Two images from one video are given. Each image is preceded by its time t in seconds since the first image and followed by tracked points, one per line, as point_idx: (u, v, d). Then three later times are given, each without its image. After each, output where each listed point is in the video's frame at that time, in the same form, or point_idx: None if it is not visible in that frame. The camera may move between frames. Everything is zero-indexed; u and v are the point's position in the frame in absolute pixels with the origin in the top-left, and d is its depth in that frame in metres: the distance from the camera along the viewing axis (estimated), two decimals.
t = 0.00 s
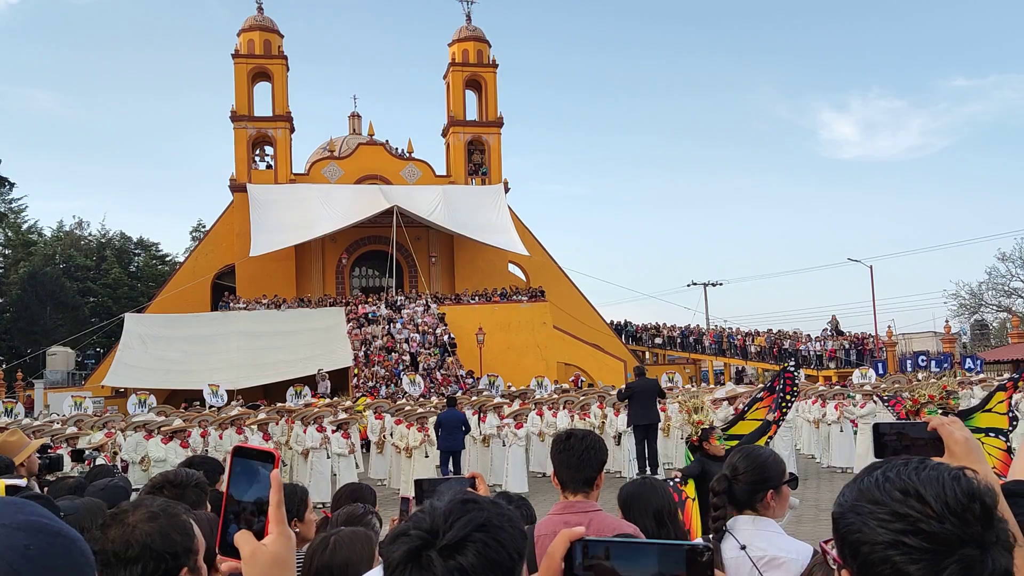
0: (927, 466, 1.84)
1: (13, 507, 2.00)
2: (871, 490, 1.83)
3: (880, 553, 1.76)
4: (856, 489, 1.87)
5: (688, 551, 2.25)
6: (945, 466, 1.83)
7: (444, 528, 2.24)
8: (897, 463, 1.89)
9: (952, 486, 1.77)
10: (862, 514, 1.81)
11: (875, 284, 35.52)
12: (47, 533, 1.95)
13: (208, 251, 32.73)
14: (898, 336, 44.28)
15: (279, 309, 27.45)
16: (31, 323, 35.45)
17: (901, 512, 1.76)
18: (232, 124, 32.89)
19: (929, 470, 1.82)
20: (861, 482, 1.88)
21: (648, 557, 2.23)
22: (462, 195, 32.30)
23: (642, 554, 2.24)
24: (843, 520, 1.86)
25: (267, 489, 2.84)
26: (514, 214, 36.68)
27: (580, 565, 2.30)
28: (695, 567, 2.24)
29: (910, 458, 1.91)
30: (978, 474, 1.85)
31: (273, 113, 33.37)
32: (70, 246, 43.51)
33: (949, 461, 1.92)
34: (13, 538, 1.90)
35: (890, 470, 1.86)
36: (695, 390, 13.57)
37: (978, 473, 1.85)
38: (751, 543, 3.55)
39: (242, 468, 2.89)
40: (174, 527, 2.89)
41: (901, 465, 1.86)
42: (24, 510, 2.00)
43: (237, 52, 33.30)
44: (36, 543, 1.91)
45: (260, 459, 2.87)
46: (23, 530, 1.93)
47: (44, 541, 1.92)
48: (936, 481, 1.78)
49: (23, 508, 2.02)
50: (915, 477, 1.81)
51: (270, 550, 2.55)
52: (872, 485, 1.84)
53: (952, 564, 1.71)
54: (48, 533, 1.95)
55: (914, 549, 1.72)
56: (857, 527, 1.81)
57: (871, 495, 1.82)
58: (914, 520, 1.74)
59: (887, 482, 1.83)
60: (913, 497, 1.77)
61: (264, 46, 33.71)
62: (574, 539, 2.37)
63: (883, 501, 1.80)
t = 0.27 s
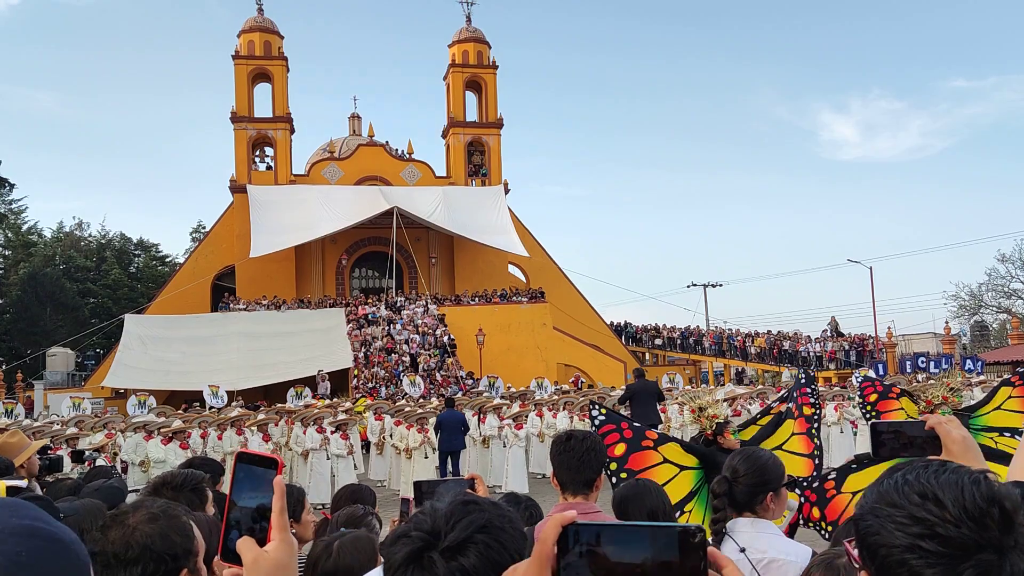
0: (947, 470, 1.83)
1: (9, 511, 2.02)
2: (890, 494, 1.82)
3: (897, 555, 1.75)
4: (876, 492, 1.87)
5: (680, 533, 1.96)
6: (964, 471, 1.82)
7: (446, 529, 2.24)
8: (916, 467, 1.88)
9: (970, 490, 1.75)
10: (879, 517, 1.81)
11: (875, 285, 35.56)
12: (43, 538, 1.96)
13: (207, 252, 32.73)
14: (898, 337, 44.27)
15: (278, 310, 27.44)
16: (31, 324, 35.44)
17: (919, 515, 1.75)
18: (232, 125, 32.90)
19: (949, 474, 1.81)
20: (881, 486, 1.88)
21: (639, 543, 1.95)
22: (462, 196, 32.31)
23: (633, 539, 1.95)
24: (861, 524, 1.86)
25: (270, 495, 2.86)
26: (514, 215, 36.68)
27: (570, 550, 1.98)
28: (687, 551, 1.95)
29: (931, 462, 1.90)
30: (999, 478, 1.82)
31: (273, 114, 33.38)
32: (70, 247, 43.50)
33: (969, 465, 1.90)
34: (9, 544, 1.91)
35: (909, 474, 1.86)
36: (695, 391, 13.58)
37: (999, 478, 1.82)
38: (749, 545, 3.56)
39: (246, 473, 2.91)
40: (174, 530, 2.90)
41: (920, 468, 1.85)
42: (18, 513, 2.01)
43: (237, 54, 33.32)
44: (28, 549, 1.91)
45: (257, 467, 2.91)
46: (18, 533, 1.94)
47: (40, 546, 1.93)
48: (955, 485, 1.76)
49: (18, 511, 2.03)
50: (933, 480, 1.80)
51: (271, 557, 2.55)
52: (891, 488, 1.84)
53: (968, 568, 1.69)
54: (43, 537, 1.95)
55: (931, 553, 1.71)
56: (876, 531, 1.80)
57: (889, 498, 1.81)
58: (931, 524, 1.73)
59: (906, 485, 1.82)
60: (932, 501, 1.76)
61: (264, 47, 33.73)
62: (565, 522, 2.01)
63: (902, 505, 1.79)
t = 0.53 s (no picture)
0: (965, 471, 1.77)
1: (4, 512, 2.02)
2: (909, 495, 1.77)
3: (919, 558, 1.70)
4: (895, 495, 1.82)
5: (672, 510, 1.87)
6: (983, 470, 1.76)
7: (445, 532, 2.24)
8: (936, 468, 1.83)
9: (990, 489, 1.69)
10: (899, 520, 1.76)
11: (874, 286, 35.63)
12: (39, 539, 1.96)
13: (207, 254, 32.74)
14: (898, 338, 44.29)
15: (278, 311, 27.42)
16: (31, 325, 35.46)
17: (940, 517, 1.70)
18: (232, 126, 32.92)
19: (968, 474, 1.75)
20: (899, 488, 1.82)
21: (631, 523, 1.87)
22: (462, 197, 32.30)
23: (626, 519, 1.87)
24: (880, 528, 1.80)
25: (268, 496, 2.86)
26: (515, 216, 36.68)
27: (567, 534, 1.90)
28: (678, 531, 1.88)
29: (949, 463, 1.84)
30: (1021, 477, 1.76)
31: (273, 115, 33.39)
32: (70, 248, 43.52)
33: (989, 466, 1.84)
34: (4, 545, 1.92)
35: (928, 475, 1.80)
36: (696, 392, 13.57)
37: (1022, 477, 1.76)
38: (747, 547, 3.56)
39: (245, 474, 2.91)
40: (172, 530, 2.90)
41: (938, 468, 1.80)
42: (14, 514, 2.01)
43: (238, 55, 33.33)
44: (24, 550, 1.91)
45: (255, 467, 2.91)
46: (13, 535, 1.94)
47: (37, 547, 1.93)
48: (974, 485, 1.71)
49: (14, 512, 2.03)
50: (952, 481, 1.74)
51: (270, 557, 2.56)
52: (909, 489, 1.79)
53: (992, 567, 1.64)
54: (39, 538, 1.95)
55: (954, 555, 1.65)
56: (896, 533, 1.75)
57: (908, 500, 1.76)
58: (953, 524, 1.67)
59: (925, 486, 1.77)
60: (952, 502, 1.71)
61: (265, 48, 33.73)
62: (558, 503, 1.93)
63: (920, 506, 1.74)
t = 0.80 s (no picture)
0: (992, 469, 1.76)
1: (9, 511, 2.02)
2: (937, 495, 1.76)
3: (953, 557, 1.67)
4: (921, 496, 1.80)
5: (669, 498, 1.93)
6: (1010, 468, 1.75)
7: (448, 534, 2.24)
8: (961, 468, 1.81)
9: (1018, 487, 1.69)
10: (927, 521, 1.74)
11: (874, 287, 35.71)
12: (43, 540, 1.96)
13: (207, 255, 32.74)
14: (898, 339, 44.38)
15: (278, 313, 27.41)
16: (31, 326, 35.44)
17: (973, 515, 1.68)
18: (233, 127, 32.94)
19: (995, 473, 1.74)
20: (924, 489, 1.81)
21: (630, 510, 1.93)
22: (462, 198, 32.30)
23: (624, 506, 1.93)
24: (908, 528, 1.78)
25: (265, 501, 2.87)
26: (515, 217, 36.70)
27: (564, 521, 1.92)
28: (675, 516, 1.94)
29: (973, 462, 1.83)
30: None
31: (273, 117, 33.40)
32: (70, 250, 43.48)
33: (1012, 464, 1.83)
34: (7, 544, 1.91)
35: (954, 475, 1.79)
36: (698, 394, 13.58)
37: None
38: (747, 549, 3.56)
39: (242, 478, 2.91)
40: (172, 531, 2.90)
41: (963, 468, 1.79)
42: (19, 514, 2.01)
43: (238, 56, 33.36)
44: (28, 550, 1.91)
45: (254, 471, 2.91)
46: (17, 535, 1.94)
47: (41, 547, 1.93)
48: (1002, 483, 1.70)
49: (19, 511, 2.03)
50: (981, 479, 1.73)
51: (267, 561, 2.52)
52: (936, 490, 1.77)
53: None
54: (42, 538, 1.95)
55: (989, 554, 1.63)
56: (926, 533, 1.73)
57: (937, 500, 1.75)
58: (985, 522, 1.66)
59: (953, 486, 1.75)
60: (981, 499, 1.69)
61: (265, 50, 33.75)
62: (555, 491, 1.90)
63: (951, 506, 1.72)
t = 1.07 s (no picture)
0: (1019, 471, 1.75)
1: (20, 512, 2.02)
2: (963, 493, 1.74)
3: (978, 555, 1.64)
4: (946, 494, 1.78)
5: (662, 495, 1.98)
6: None
7: (453, 535, 2.23)
8: (987, 469, 1.80)
9: None
10: (955, 518, 1.71)
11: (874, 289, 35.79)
12: (52, 541, 1.94)
13: (207, 256, 32.73)
14: (898, 340, 44.50)
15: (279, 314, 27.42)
16: (31, 328, 35.43)
17: (999, 514, 1.66)
18: (233, 129, 32.96)
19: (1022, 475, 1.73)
20: (949, 488, 1.79)
21: (625, 505, 1.96)
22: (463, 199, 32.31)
23: (622, 502, 1.96)
24: (933, 525, 1.75)
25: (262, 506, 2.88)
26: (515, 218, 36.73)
27: (561, 516, 1.92)
28: (669, 513, 1.98)
29: (999, 465, 1.82)
30: None
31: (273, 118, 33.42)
32: (70, 251, 43.48)
33: None
34: (17, 546, 1.91)
35: (981, 476, 1.77)
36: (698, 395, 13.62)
37: None
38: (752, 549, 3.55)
39: (237, 484, 2.92)
40: (172, 533, 2.89)
41: (991, 468, 1.77)
42: (30, 515, 2.01)
43: (238, 58, 33.39)
44: (39, 551, 1.90)
45: (249, 477, 2.92)
46: (27, 536, 1.93)
47: (50, 549, 1.92)
48: None
49: (30, 513, 2.03)
50: (1009, 481, 1.72)
51: (263, 565, 2.55)
52: (963, 488, 1.75)
53: None
54: (51, 539, 1.94)
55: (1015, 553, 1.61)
56: (953, 530, 1.70)
57: (964, 497, 1.73)
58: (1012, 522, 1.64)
59: (980, 484, 1.73)
60: (1008, 499, 1.68)
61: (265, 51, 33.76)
62: (551, 489, 1.91)
63: (977, 503, 1.70)
